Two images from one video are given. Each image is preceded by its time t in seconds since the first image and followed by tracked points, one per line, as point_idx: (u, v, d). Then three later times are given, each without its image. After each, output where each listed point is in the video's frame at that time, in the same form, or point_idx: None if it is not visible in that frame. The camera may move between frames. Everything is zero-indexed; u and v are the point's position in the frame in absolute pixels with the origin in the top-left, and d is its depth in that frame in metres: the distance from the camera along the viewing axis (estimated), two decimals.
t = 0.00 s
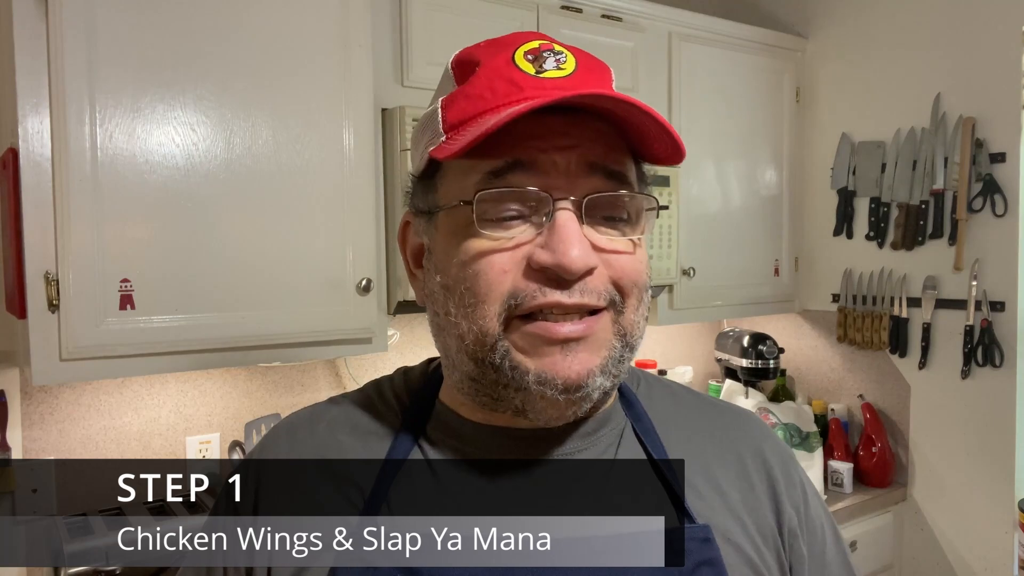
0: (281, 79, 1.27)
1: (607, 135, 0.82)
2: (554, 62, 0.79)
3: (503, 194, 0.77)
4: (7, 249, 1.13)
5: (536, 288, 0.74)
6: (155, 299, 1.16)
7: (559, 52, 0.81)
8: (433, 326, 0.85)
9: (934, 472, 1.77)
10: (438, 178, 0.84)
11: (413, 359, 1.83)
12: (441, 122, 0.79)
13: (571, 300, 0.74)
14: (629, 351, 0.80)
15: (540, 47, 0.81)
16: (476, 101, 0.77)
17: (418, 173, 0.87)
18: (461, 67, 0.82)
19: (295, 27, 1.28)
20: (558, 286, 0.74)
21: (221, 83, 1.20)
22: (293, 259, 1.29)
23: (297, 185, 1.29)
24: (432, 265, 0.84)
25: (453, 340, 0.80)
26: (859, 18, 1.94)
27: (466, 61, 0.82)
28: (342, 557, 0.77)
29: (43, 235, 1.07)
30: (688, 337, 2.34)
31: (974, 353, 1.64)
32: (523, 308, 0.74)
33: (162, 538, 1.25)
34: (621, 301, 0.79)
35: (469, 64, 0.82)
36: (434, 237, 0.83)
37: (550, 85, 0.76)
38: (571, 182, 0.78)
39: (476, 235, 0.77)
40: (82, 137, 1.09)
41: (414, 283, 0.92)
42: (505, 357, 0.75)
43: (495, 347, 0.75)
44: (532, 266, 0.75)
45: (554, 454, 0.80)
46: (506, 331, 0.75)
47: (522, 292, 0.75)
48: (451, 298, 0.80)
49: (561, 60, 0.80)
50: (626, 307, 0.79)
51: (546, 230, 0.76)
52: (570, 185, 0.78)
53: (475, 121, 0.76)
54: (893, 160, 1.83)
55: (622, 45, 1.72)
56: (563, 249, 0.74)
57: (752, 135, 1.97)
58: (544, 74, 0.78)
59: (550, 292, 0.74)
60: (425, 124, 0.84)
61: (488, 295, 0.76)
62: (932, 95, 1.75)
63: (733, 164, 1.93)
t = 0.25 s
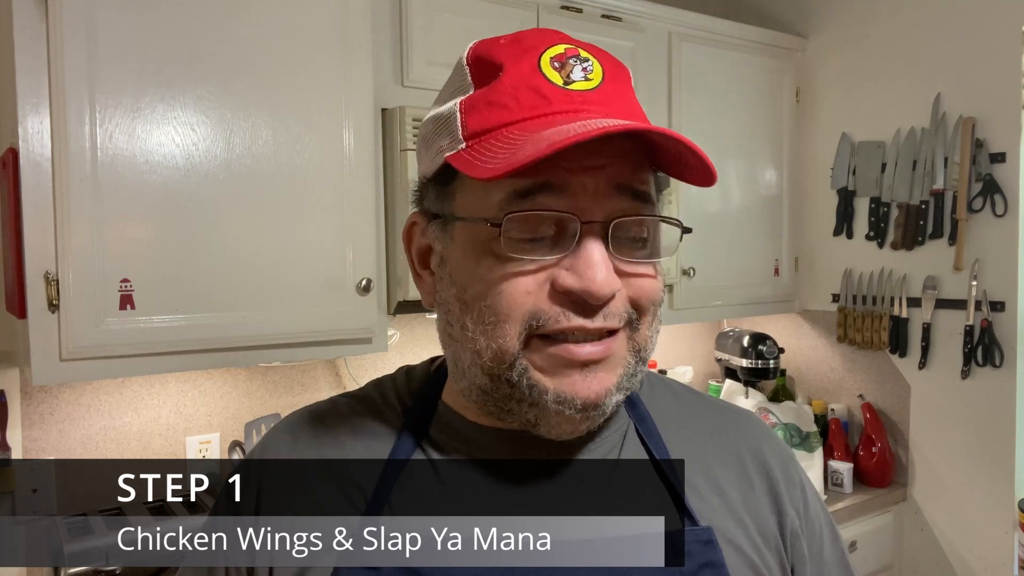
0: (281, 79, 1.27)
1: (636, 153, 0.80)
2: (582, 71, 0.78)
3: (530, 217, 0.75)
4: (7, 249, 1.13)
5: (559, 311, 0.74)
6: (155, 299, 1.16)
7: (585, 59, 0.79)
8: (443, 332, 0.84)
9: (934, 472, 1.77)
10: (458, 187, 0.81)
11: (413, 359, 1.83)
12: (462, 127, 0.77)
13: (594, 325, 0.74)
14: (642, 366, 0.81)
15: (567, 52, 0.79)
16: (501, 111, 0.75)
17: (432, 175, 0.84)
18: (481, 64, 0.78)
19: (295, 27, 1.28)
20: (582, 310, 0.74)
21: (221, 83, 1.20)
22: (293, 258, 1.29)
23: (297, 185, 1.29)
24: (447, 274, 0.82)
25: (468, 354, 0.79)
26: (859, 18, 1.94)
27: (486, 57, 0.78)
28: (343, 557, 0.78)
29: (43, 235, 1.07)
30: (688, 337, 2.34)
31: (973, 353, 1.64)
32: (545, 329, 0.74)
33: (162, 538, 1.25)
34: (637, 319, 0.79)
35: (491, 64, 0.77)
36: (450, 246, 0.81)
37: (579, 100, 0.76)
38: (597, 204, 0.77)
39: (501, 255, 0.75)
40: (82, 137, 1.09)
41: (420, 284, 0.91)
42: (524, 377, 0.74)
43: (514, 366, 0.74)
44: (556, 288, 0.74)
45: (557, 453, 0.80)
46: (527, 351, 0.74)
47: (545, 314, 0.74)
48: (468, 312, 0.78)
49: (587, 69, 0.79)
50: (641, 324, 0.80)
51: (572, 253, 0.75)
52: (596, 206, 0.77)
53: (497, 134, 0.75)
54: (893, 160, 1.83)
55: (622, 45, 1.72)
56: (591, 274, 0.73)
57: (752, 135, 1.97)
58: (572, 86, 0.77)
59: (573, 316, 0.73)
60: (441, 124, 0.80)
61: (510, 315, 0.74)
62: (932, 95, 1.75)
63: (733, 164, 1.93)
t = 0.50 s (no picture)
0: (281, 79, 1.27)
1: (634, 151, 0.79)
2: (581, 69, 0.78)
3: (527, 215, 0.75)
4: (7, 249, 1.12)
5: (558, 309, 0.73)
6: (155, 299, 1.16)
7: (585, 57, 0.79)
8: (445, 332, 0.84)
9: (934, 472, 1.77)
10: (456, 188, 0.81)
11: (413, 359, 1.83)
12: (460, 127, 0.77)
13: (592, 323, 0.73)
14: (643, 365, 0.80)
15: (566, 51, 0.78)
16: (498, 110, 0.75)
17: (432, 175, 0.85)
18: (481, 64, 0.78)
19: (295, 27, 1.28)
20: (581, 309, 0.73)
21: (221, 83, 1.20)
22: (293, 258, 1.29)
23: (297, 185, 1.29)
24: (447, 274, 0.82)
25: (470, 353, 0.79)
26: (859, 18, 1.94)
27: (485, 56, 0.78)
28: (343, 557, 0.78)
29: (43, 235, 1.07)
30: (688, 337, 2.34)
31: (974, 353, 1.64)
32: (544, 329, 0.73)
33: (162, 538, 1.25)
34: (638, 320, 0.78)
35: (490, 63, 0.78)
36: (450, 245, 0.81)
37: (577, 98, 0.75)
38: (595, 203, 0.76)
39: (499, 254, 0.75)
40: (82, 137, 1.09)
41: (422, 284, 0.91)
42: (524, 376, 0.74)
43: (515, 365, 0.74)
44: (555, 287, 0.74)
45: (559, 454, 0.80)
46: (526, 351, 0.74)
47: (544, 313, 0.73)
48: (469, 310, 0.79)
49: (587, 67, 0.78)
50: (642, 324, 0.79)
51: (569, 250, 0.75)
52: (594, 205, 0.76)
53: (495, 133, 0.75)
54: (893, 160, 1.83)
55: (622, 45, 1.72)
56: (587, 272, 0.73)
57: (752, 135, 1.97)
58: (570, 85, 0.76)
59: (572, 314, 0.73)
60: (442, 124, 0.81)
61: (510, 315, 0.74)
62: (932, 95, 1.75)
63: (733, 164, 1.93)
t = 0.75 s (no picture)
0: (281, 79, 1.27)
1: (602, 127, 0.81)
2: (547, 55, 0.79)
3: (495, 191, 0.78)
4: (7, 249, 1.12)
5: (528, 286, 0.74)
6: (155, 300, 1.16)
7: (553, 45, 0.80)
8: (436, 329, 0.86)
9: (934, 472, 1.77)
10: (434, 179, 0.85)
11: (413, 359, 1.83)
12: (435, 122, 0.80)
13: (561, 300, 0.73)
14: (631, 352, 0.80)
15: (533, 42, 0.80)
16: (467, 99, 0.77)
17: (416, 177, 0.89)
18: (455, 67, 0.83)
19: (295, 28, 1.28)
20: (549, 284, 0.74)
21: (221, 83, 1.20)
22: (293, 257, 1.29)
23: (297, 185, 1.29)
24: (431, 268, 0.85)
25: (454, 342, 0.80)
26: (859, 18, 1.94)
27: (459, 61, 0.83)
28: (343, 557, 0.78)
29: (43, 235, 1.07)
30: (688, 337, 2.34)
31: (974, 353, 1.64)
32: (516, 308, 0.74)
33: (162, 538, 1.25)
34: (620, 303, 0.78)
35: (462, 64, 0.82)
36: (432, 239, 0.84)
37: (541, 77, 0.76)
38: (560, 176, 0.78)
39: (470, 235, 0.78)
40: (82, 137, 1.09)
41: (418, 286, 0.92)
42: (502, 358, 0.75)
43: (492, 347, 0.75)
44: (525, 264, 0.75)
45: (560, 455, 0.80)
46: (502, 332, 0.75)
47: (515, 291, 0.75)
48: (449, 299, 0.80)
49: (553, 53, 0.79)
50: (626, 308, 0.79)
51: (536, 226, 0.77)
52: (561, 180, 0.78)
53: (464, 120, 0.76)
54: (893, 160, 1.83)
55: (622, 45, 1.71)
56: (554, 244, 0.74)
57: (752, 135, 1.97)
58: (535, 68, 0.77)
59: (542, 291, 0.74)
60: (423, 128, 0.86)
61: (484, 294, 0.76)
62: (932, 95, 1.75)
63: (733, 164, 1.93)
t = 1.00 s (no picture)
0: (281, 79, 1.27)
1: (585, 122, 0.81)
2: (529, 54, 0.79)
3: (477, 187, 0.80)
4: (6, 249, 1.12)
5: (512, 281, 0.75)
6: (155, 300, 1.16)
7: (535, 44, 0.81)
8: (430, 330, 0.86)
9: (935, 472, 1.77)
10: (422, 180, 0.87)
11: (413, 359, 1.83)
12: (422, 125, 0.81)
13: (548, 291, 0.74)
14: (626, 348, 0.79)
15: (516, 41, 0.81)
16: (451, 100, 0.78)
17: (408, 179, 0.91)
18: (441, 71, 0.84)
19: (295, 28, 1.28)
20: (534, 279, 0.74)
21: (221, 83, 1.20)
22: (292, 257, 1.29)
23: (297, 185, 1.29)
24: (422, 269, 0.86)
25: (444, 341, 0.81)
26: (859, 18, 1.94)
27: (445, 64, 0.84)
28: (343, 557, 0.78)
29: (43, 235, 1.07)
30: (688, 337, 2.34)
31: (974, 353, 1.64)
32: (502, 302, 0.75)
33: (162, 538, 1.25)
34: (610, 295, 0.78)
35: (447, 67, 0.83)
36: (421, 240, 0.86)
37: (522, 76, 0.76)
38: (543, 171, 0.79)
39: (455, 232, 0.79)
40: (82, 137, 1.09)
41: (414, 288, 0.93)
42: (491, 355, 0.75)
43: (480, 345, 0.76)
44: (508, 259, 0.76)
45: (559, 455, 0.80)
46: (490, 328, 0.76)
47: (499, 287, 0.75)
48: (437, 298, 0.81)
49: (536, 51, 0.79)
50: (618, 300, 0.78)
51: (519, 221, 0.77)
52: (544, 175, 0.79)
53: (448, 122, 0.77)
54: (893, 160, 1.83)
55: (622, 45, 1.71)
56: (537, 238, 0.74)
57: (752, 135, 1.97)
58: (517, 67, 0.77)
59: (526, 284, 0.74)
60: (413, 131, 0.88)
61: (468, 291, 0.77)
62: (932, 95, 1.75)
63: (733, 164, 1.93)
